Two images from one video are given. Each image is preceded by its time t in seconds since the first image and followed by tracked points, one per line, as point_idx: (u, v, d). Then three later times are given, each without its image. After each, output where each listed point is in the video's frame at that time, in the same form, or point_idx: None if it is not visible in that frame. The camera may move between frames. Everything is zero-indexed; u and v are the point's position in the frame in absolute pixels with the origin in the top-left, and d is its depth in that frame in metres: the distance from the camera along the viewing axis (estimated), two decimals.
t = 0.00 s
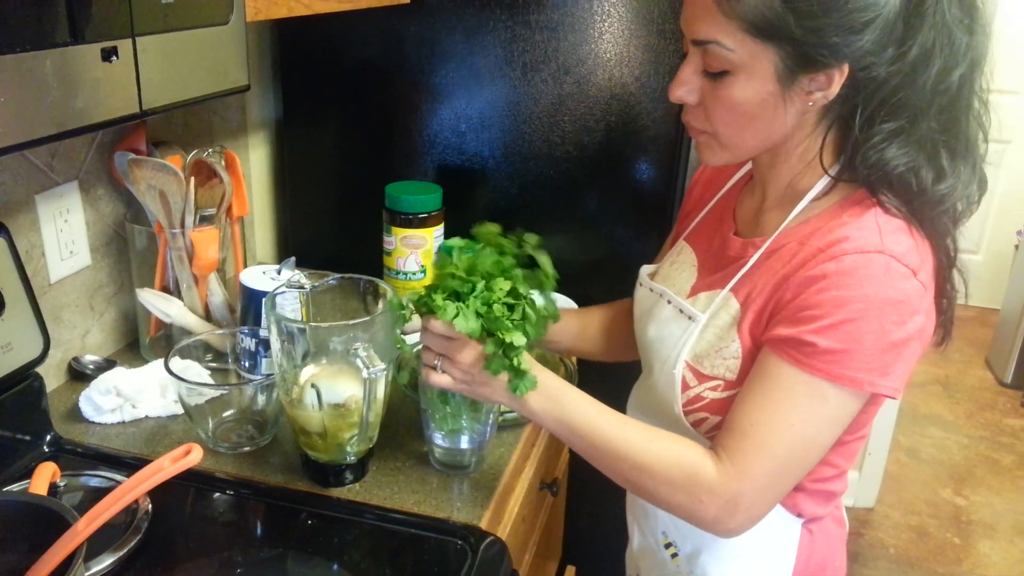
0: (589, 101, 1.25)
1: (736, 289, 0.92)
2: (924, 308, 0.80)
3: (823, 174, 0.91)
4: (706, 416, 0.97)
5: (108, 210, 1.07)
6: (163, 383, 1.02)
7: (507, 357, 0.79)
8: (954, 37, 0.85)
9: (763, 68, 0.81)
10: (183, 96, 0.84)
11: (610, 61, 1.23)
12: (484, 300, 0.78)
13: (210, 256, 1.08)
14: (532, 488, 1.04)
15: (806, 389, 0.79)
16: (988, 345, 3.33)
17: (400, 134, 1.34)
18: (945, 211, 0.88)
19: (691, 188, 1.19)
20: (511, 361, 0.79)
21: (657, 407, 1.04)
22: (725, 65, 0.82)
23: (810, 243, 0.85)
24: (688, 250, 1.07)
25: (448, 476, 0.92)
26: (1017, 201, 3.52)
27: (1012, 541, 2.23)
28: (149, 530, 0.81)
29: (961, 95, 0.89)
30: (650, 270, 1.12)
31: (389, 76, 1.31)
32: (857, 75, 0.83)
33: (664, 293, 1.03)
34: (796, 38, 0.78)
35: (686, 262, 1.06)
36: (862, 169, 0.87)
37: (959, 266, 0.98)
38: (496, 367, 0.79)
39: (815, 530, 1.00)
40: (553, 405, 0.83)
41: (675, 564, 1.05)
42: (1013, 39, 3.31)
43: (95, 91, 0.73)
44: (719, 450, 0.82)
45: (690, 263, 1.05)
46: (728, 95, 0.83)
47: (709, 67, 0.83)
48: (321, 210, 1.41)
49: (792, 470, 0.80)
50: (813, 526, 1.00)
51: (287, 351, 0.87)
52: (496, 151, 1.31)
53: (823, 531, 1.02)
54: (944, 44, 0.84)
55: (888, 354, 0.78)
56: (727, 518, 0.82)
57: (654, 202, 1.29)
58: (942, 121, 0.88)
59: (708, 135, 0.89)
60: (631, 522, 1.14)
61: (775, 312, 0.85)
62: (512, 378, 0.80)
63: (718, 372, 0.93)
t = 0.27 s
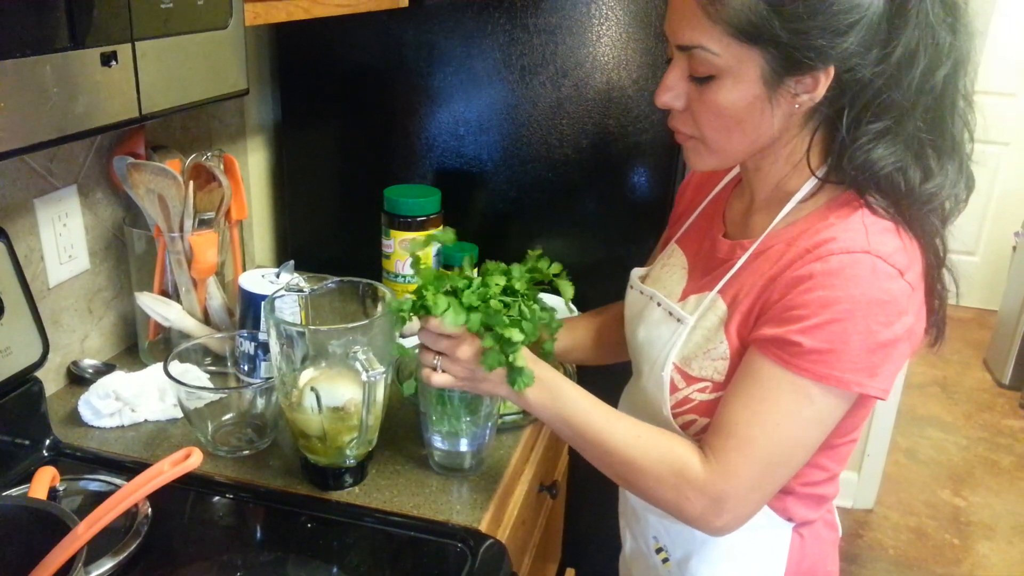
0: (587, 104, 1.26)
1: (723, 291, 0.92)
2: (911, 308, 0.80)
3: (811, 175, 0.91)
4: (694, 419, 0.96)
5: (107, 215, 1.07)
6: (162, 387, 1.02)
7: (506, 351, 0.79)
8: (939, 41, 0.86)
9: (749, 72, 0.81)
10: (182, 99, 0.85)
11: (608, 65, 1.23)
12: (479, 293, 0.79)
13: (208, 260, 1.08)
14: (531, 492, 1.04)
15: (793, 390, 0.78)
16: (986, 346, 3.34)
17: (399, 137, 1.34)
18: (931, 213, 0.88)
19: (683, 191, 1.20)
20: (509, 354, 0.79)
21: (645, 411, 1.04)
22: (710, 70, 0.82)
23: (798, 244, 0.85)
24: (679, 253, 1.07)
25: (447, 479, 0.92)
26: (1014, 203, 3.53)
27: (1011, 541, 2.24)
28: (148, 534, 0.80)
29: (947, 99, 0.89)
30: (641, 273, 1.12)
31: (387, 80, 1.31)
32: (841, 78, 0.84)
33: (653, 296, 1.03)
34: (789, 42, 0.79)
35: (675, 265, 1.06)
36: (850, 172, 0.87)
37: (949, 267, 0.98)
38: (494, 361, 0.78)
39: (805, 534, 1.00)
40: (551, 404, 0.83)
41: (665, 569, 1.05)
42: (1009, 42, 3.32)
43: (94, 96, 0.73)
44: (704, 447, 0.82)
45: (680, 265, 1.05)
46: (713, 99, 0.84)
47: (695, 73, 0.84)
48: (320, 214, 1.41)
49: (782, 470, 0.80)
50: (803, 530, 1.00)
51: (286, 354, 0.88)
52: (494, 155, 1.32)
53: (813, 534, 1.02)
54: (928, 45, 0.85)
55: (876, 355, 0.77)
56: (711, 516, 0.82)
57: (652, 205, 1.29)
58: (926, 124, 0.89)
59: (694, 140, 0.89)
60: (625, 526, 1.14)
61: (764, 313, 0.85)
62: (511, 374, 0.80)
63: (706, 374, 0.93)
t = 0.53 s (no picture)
0: (585, 100, 1.26)
1: (713, 288, 0.92)
2: (900, 302, 0.80)
3: (799, 172, 0.91)
4: (682, 416, 0.97)
5: (104, 212, 1.07)
6: (161, 385, 1.02)
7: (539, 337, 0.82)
8: (930, 42, 0.87)
9: (736, 67, 0.81)
10: (179, 97, 0.84)
11: (606, 61, 1.23)
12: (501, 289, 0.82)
13: (207, 258, 1.08)
14: (529, 488, 1.04)
15: (784, 389, 0.78)
16: (984, 342, 3.34)
17: (397, 134, 1.34)
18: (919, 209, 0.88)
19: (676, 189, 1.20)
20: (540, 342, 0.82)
21: (636, 409, 1.04)
22: (696, 64, 0.82)
23: (786, 240, 0.85)
24: (670, 252, 1.07)
25: (445, 476, 0.92)
26: (1011, 199, 3.53)
27: (1009, 537, 2.24)
28: (147, 532, 0.80)
29: (934, 100, 0.90)
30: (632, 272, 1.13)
31: (383, 77, 1.31)
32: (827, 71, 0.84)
33: (643, 293, 1.04)
34: (783, 38, 0.79)
35: (667, 263, 1.06)
36: (836, 165, 0.87)
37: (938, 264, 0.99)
38: (530, 351, 0.81)
39: (797, 531, 1.00)
40: (552, 408, 0.85)
41: (658, 567, 1.05)
42: (1006, 38, 3.32)
43: (91, 93, 0.73)
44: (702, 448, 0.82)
45: (672, 263, 1.05)
46: (699, 93, 0.84)
47: (682, 67, 0.84)
48: (317, 211, 1.41)
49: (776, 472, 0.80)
50: (795, 527, 1.00)
51: (284, 352, 0.88)
52: (492, 152, 1.32)
53: (805, 531, 1.02)
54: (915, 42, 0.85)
55: (867, 350, 0.78)
56: (712, 518, 0.82)
57: (650, 201, 1.29)
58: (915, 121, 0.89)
59: (687, 138, 0.89)
60: (618, 525, 1.15)
61: (754, 309, 0.85)
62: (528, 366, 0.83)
63: (696, 371, 0.93)
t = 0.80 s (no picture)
0: (585, 100, 1.26)
1: (706, 289, 0.92)
2: (893, 302, 0.80)
3: (789, 172, 0.91)
4: (675, 416, 0.97)
5: (103, 211, 1.07)
6: (159, 384, 1.02)
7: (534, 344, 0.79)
8: (919, 45, 0.86)
9: (726, 66, 0.81)
10: (178, 96, 0.84)
11: (605, 61, 1.23)
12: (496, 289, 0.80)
13: (206, 257, 1.08)
14: (529, 487, 1.04)
15: (781, 391, 0.78)
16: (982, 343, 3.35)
17: (396, 133, 1.34)
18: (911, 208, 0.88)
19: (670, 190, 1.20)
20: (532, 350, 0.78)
21: (630, 408, 1.04)
22: (688, 61, 0.82)
23: (778, 241, 0.85)
24: (664, 252, 1.07)
25: (445, 475, 0.92)
26: (1010, 200, 3.54)
27: (1007, 538, 2.24)
28: (146, 531, 0.80)
29: (927, 100, 0.90)
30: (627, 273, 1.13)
31: (383, 76, 1.31)
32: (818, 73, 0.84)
33: (638, 293, 1.04)
34: (779, 38, 0.79)
35: (661, 264, 1.06)
36: (826, 166, 0.87)
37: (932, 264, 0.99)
38: (520, 359, 0.78)
39: (790, 532, 1.00)
40: (550, 415, 0.84)
41: (651, 567, 1.05)
42: (1005, 38, 3.32)
43: (90, 92, 0.73)
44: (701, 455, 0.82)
45: (666, 263, 1.05)
46: (690, 91, 0.84)
47: (674, 65, 0.84)
48: (317, 210, 1.41)
49: (776, 477, 0.80)
50: (789, 528, 1.00)
51: (284, 351, 0.88)
52: (491, 151, 1.32)
53: (799, 532, 1.02)
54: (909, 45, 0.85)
55: (861, 350, 0.78)
56: (715, 527, 0.81)
57: (649, 201, 1.29)
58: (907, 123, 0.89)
59: (680, 138, 0.90)
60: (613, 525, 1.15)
61: (747, 311, 0.85)
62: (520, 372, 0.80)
63: (688, 372, 0.93)
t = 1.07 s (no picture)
0: (585, 99, 1.26)
1: (701, 293, 0.92)
2: (889, 303, 0.79)
3: (781, 173, 0.91)
4: (670, 420, 0.97)
5: (103, 209, 1.07)
6: (159, 382, 1.02)
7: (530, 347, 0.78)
8: (918, 44, 0.87)
9: (726, 62, 0.81)
10: (178, 94, 0.84)
11: (605, 60, 1.23)
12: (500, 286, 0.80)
13: (206, 256, 1.08)
14: (528, 487, 1.04)
15: (778, 396, 0.78)
16: (982, 342, 3.35)
17: (396, 132, 1.34)
18: (906, 216, 0.87)
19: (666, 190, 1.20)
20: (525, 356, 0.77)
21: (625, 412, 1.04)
22: (687, 56, 0.81)
23: (772, 244, 0.85)
24: (661, 253, 1.07)
25: (444, 474, 0.92)
26: (1009, 199, 3.54)
27: (1006, 537, 2.24)
28: (145, 530, 0.80)
29: (922, 102, 0.90)
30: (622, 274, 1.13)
31: (383, 75, 1.31)
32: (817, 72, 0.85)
33: (633, 295, 1.04)
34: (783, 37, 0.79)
35: (657, 265, 1.06)
36: (819, 170, 0.87)
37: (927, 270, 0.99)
38: (505, 360, 0.77)
39: (788, 533, 1.00)
40: (541, 418, 0.83)
41: (648, 568, 1.06)
42: (1005, 37, 3.31)
43: (89, 90, 0.73)
44: (698, 459, 0.81)
45: (662, 264, 1.05)
46: (688, 86, 0.83)
47: (671, 59, 0.83)
48: (317, 209, 1.41)
49: (772, 482, 0.80)
50: (786, 529, 1.00)
51: (283, 350, 0.88)
52: (491, 150, 1.31)
53: (796, 533, 1.02)
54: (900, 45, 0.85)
55: (857, 354, 0.77)
56: (711, 533, 0.81)
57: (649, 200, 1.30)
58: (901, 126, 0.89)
59: (668, 133, 0.89)
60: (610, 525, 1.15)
61: (743, 315, 0.85)
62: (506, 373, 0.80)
63: (683, 377, 0.93)
